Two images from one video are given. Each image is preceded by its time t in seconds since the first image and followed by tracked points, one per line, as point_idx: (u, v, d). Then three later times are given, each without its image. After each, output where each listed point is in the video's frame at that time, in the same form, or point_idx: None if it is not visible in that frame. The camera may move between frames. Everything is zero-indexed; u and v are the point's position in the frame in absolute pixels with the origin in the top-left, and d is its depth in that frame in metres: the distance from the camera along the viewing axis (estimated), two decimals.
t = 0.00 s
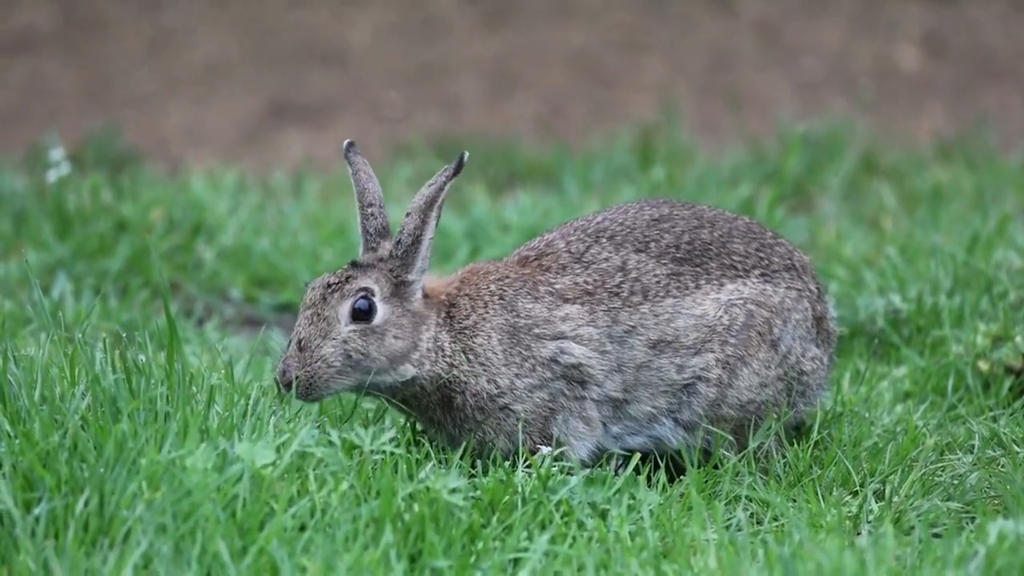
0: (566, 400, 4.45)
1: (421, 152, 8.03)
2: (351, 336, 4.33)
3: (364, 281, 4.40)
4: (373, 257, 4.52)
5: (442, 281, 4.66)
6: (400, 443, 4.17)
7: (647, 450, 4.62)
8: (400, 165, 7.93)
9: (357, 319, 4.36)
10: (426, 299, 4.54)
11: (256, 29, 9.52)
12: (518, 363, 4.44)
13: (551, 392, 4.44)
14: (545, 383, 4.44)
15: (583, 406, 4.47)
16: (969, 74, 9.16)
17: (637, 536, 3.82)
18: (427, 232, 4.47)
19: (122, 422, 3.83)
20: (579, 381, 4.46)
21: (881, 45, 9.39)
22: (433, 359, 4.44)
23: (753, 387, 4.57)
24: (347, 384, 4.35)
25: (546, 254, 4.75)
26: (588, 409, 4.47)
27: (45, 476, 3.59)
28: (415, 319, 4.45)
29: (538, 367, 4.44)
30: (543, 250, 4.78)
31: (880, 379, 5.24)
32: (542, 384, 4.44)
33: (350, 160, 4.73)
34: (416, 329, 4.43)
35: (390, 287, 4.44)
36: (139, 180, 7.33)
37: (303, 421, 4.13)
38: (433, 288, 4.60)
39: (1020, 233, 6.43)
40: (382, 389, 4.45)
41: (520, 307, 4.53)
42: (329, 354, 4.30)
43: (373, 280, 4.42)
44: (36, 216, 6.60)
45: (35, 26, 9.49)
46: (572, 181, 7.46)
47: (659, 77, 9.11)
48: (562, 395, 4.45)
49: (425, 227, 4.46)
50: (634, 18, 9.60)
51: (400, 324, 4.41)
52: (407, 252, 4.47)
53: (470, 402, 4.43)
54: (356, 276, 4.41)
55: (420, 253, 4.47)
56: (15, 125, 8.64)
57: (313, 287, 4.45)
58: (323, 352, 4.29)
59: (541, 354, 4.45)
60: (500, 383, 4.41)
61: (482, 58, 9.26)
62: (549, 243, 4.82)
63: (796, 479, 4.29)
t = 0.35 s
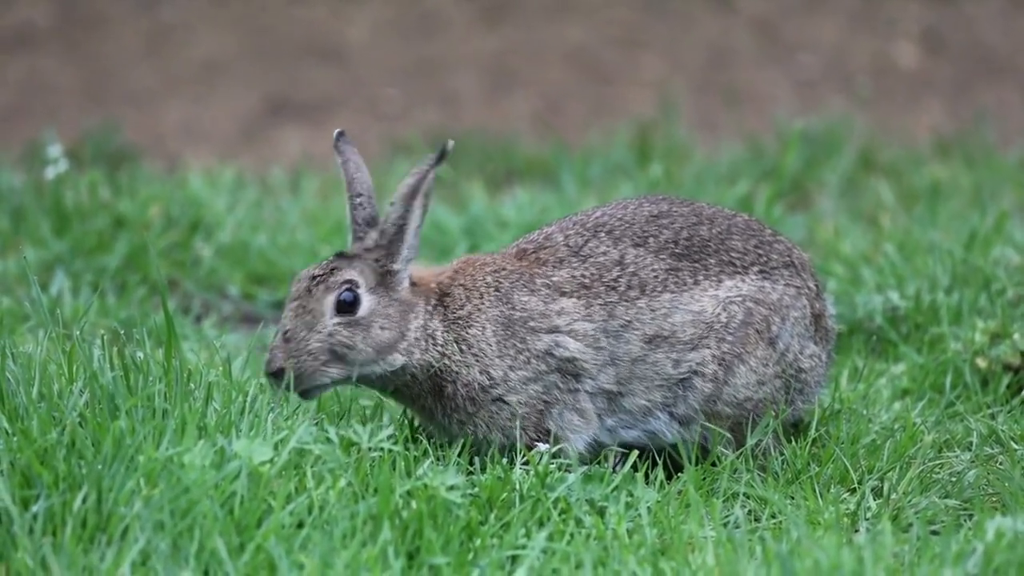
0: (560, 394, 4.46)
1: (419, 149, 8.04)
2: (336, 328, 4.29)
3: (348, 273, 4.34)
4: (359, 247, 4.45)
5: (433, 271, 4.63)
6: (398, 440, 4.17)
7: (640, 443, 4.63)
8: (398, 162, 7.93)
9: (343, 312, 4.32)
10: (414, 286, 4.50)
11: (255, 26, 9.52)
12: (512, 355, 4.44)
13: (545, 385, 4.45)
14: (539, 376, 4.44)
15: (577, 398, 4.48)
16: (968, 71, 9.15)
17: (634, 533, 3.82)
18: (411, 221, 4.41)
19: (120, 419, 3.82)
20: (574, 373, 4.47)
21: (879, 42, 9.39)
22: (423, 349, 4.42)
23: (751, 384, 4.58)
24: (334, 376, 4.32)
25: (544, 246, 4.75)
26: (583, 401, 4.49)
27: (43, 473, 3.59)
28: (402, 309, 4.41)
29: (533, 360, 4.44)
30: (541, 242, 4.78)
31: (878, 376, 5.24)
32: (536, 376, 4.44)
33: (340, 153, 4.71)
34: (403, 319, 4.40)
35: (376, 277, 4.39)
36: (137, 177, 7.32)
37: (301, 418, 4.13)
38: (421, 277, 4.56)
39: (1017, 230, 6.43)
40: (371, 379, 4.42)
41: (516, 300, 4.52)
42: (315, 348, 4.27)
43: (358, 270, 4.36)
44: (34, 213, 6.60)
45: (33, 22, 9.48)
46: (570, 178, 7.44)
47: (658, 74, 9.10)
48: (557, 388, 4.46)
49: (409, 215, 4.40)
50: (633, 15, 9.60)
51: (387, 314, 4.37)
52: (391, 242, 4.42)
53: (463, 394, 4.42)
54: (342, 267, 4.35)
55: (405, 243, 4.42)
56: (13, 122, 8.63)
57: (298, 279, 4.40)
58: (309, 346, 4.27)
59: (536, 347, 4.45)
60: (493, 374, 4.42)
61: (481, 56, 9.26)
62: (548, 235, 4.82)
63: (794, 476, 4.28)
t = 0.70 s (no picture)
0: (535, 390, 4.45)
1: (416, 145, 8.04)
2: (282, 346, 4.35)
3: (293, 290, 4.42)
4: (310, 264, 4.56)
5: (399, 274, 4.66)
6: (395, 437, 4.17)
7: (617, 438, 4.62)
8: (395, 159, 7.94)
9: (287, 330, 4.38)
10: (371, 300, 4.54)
11: (252, 23, 9.51)
12: (485, 354, 4.43)
13: (519, 381, 4.44)
14: (513, 373, 4.43)
15: (554, 393, 4.47)
16: (965, 68, 9.16)
17: (632, 530, 3.82)
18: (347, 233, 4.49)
19: (117, 416, 3.82)
20: (549, 368, 4.46)
21: (876, 38, 9.39)
22: (380, 354, 4.45)
23: (731, 379, 4.57)
24: (282, 397, 4.37)
25: (520, 242, 4.74)
26: (559, 397, 4.47)
27: (40, 471, 3.59)
28: (354, 324, 4.45)
29: (506, 357, 4.43)
30: (518, 238, 4.77)
31: (875, 374, 5.24)
32: (511, 372, 4.43)
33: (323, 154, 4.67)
34: (353, 334, 4.44)
35: (323, 292, 4.46)
36: (134, 174, 7.32)
37: (298, 415, 4.13)
38: (381, 283, 4.61)
39: (1013, 226, 6.43)
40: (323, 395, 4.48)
41: (489, 297, 4.52)
42: (261, 365, 4.33)
43: (303, 287, 4.44)
44: (31, 210, 6.59)
45: (30, 19, 9.47)
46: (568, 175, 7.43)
47: (655, 70, 9.10)
48: (531, 385, 4.45)
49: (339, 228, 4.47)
50: (630, 12, 9.60)
51: (336, 331, 4.42)
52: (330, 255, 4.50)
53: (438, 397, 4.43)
54: (289, 283, 4.44)
55: (344, 256, 4.47)
56: (9, 119, 8.62)
57: (250, 296, 4.48)
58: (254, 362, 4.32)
59: (509, 344, 4.44)
60: (465, 373, 4.41)
61: (478, 53, 9.27)
62: (526, 230, 4.81)
63: (791, 474, 4.28)
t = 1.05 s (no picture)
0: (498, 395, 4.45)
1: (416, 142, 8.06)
2: (241, 353, 4.34)
3: (253, 297, 4.42)
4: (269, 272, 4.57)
5: (357, 285, 4.66)
6: (394, 434, 4.18)
7: (586, 438, 4.62)
8: (395, 156, 7.95)
9: (247, 336, 4.37)
10: (328, 307, 4.55)
11: (251, 18, 9.50)
12: (451, 361, 4.42)
13: (485, 386, 4.42)
14: (480, 378, 4.42)
15: (525, 395, 4.46)
16: (964, 64, 9.16)
17: (631, 526, 3.82)
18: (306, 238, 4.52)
19: (116, 413, 3.82)
20: (517, 371, 4.45)
21: (875, 34, 9.39)
22: (342, 361, 4.45)
23: (698, 373, 4.55)
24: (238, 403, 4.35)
25: (479, 247, 4.73)
26: (525, 401, 4.47)
27: (40, 467, 3.59)
28: (314, 331, 4.46)
29: (471, 363, 4.42)
30: (477, 243, 4.77)
31: (876, 370, 5.22)
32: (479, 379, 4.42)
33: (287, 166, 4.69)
34: (313, 341, 4.45)
35: (282, 300, 4.47)
36: (133, 170, 7.32)
37: (297, 411, 4.13)
38: (341, 291, 4.62)
39: (1012, 223, 6.43)
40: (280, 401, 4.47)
41: (452, 303, 4.51)
42: (220, 371, 4.31)
43: (262, 294, 4.44)
44: (31, 206, 6.59)
45: (30, 14, 9.46)
46: (567, 171, 7.44)
47: (654, 67, 9.10)
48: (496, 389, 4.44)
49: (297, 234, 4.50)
50: (630, 8, 9.59)
51: (295, 338, 4.43)
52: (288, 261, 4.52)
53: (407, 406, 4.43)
54: (249, 290, 4.44)
55: (302, 262, 4.49)
56: (9, 116, 8.62)
57: (207, 303, 4.46)
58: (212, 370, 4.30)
59: (474, 349, 4.43)
60: (434, 382, 4.40)
61: (478, 50, 9.27)
62: (483, 236, 4.82)
63: (790, 470, 4.28)
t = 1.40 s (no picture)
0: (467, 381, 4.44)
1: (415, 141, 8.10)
2: (225, 327, 4.30)
3: (240, 274, 4.37)
4: (251, 249, 4.50)
5: (331, 270, 4.62)
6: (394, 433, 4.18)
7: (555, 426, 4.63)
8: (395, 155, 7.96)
9: (232, 311, 4.33)
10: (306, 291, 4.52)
11: (251, 17, 9.49)
12: (423, 349, 4.41)
13: (455, 373, 4.43)
14: (450, 365, 4.42)
15: (495, 378, 4.47)
16: (964, 63, 9.16)
17: (631, 526, 3.82)
18: (300, 222, 4.48)
19: (116, 412, 3.82)
20: (486, 359, 4.46)
21: (875, 33, 9.38)
22: (318, 346, 4.43)
23: (670, 361, 4.55)
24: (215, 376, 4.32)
25: (449, 235, 4.72)
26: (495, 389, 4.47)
27: (39, 466, 3.59)
28: (294, 313, 4.43)
29: (441, 350, 4.42)
30: (446, 231, 4.76)
31: (874, 370, 5.22)
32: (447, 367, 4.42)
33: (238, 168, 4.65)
34: (292, 323, 4.42)
35: (267, 280, 4.42)
36: (133, 169, 7.31)
37: (297, 410, 4.13)
38: (316, 280, 4.57)
39: (1012, 223, 6.44)
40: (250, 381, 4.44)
41: (423, 290, 4.51)
42: (202, 344, 4.27)
43: (248, 270, 4.39)
44: (31, 205, 6.58)
45: (29, 13, 9.45)
46: (567, 171, 7.44)
47: (654, 66, 9.10)
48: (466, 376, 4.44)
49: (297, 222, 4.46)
50: (630, 7, 9.59)
51: (277, 317, 4.39)
52: (281, 243, 4.46)
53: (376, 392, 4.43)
54: (234, 267, 4.38)
55: (294, 247, 4.46)
56: (8, 115, 8.62)
57: (189, 275, 4.39)
58: (195, 341, 4.26)
59: (444, 337, 4.43)
60: (406, 369, 4.38)
61: (477, 49, 9.27)
62: (454, 224, 4.80)
63: (790, 469, 4.28)
